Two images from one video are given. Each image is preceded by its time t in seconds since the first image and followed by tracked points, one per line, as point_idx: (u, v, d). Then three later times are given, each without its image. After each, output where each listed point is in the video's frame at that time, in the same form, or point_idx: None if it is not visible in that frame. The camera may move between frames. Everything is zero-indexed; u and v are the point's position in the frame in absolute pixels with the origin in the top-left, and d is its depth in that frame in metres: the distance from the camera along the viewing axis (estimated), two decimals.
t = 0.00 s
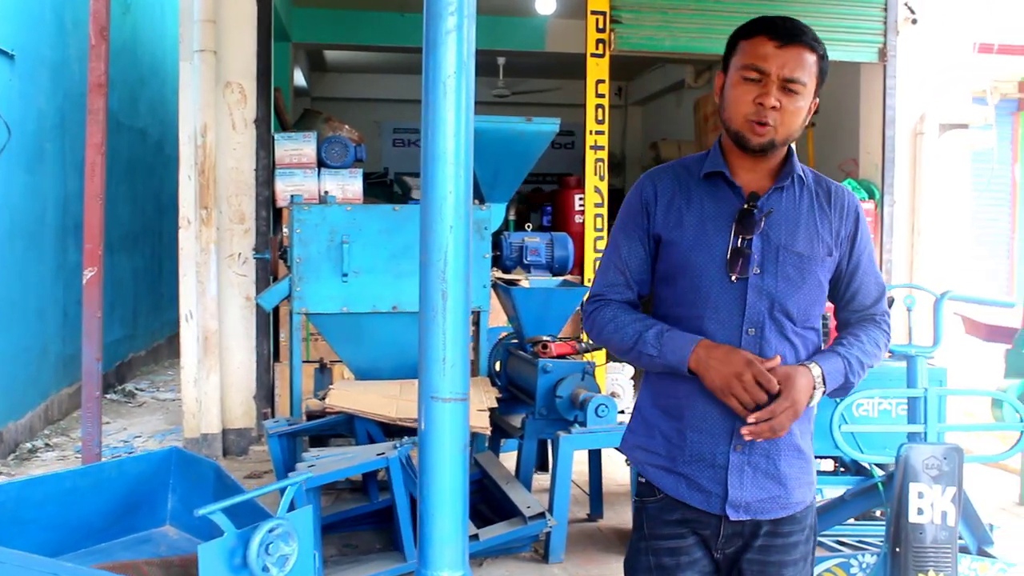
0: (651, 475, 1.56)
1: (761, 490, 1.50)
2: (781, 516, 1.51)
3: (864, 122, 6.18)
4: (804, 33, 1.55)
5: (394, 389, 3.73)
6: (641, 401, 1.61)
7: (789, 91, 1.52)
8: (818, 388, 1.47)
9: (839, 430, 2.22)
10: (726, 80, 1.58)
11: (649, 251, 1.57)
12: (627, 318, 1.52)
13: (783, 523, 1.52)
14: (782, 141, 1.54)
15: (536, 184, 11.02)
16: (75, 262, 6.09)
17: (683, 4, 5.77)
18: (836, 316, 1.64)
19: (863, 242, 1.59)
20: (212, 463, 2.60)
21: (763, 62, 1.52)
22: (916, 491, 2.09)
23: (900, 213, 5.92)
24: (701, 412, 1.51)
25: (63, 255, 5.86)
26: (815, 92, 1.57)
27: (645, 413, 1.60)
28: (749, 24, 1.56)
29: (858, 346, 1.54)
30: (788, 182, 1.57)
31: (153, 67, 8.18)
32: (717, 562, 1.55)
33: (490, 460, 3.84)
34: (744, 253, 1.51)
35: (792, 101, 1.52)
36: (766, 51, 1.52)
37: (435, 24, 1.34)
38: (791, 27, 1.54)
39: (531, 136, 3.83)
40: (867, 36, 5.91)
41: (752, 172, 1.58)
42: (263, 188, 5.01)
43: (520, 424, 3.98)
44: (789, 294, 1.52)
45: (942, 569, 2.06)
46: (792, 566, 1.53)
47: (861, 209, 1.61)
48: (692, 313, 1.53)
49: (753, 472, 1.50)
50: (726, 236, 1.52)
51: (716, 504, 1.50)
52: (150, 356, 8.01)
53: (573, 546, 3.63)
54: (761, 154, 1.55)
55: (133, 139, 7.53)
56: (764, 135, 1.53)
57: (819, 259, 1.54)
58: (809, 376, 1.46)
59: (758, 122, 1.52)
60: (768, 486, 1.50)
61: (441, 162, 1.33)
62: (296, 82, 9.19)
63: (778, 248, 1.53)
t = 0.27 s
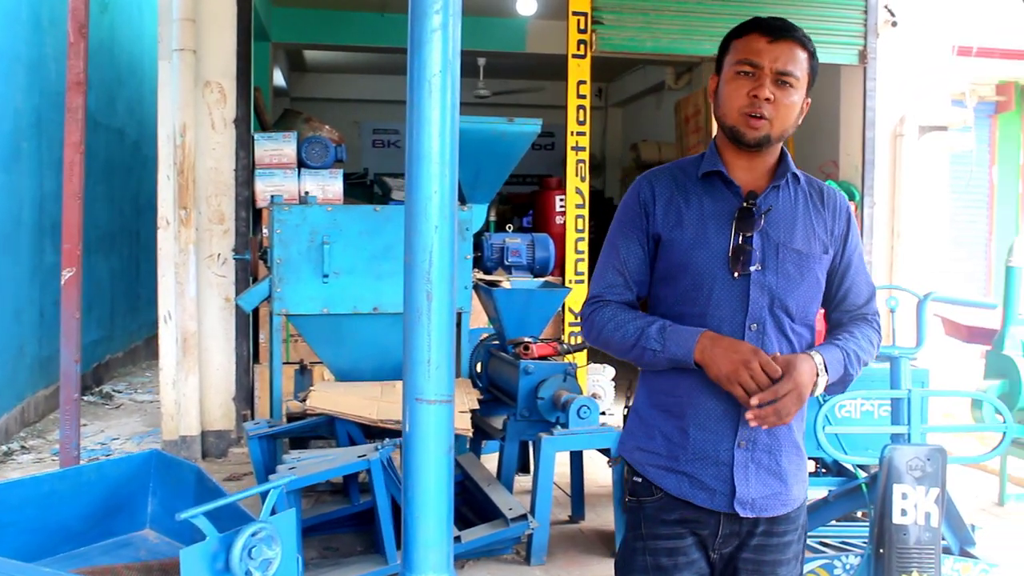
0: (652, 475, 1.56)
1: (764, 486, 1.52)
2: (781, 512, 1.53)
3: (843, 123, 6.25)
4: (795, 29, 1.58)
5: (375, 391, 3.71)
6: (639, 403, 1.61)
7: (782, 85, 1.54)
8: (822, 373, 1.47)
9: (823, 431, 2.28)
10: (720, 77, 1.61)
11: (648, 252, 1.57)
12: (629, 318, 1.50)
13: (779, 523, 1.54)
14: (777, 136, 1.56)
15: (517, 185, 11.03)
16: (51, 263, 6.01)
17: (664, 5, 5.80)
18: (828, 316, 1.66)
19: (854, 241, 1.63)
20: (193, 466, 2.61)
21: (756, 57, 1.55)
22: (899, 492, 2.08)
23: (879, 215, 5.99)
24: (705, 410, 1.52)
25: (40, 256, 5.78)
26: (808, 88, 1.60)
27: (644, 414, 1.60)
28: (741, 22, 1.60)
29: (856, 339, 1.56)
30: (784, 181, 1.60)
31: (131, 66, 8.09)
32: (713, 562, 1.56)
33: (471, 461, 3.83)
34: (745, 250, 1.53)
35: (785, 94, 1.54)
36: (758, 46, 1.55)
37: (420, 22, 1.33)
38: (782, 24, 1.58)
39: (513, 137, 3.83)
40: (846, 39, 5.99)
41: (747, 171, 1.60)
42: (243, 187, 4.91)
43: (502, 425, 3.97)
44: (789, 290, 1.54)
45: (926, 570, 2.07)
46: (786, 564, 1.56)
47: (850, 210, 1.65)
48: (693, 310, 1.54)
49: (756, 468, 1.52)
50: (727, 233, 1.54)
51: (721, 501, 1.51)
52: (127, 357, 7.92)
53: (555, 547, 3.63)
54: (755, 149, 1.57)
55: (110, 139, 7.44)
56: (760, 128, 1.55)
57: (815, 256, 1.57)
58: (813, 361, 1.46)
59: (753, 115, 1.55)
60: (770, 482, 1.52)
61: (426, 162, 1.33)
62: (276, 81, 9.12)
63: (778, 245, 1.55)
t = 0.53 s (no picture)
0: (642, 473, 1.56)
1: (753, 485, 1.51)
2: (772, 511, 1.52)
3: (828, 123, 6.28)
4: (778, 28, 1.59)
5: (361, 392, 3.69)
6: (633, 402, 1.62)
7: (766, 82, 1.55)
8: (807, 370, 1.46)
9: (811, 429, 2.32)
10: (705, 79, 1.62)
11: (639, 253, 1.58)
12: (620, 319, 1.51)
13: (769, 523, 1.53)
14: (764, 133, 1.56)
15: (503, 185, 11.02)
16: (34, 266, 5.94)
17: (650, 6, 5.81)
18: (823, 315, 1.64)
19: (847, 238, 1.61)
20: (182, 469, 2.62)
21: (739, 56, 1.56)
22: (887, 491, 2.08)
23: (864, 215, 6.03)
24: (692, 407, 1.52)
25: (22, 258, 5.72)
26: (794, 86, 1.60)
27: (637, 413, 1.60)
28: (724, 23, 1.61)
29: (846, 337, 1.54)
30: (774, 179, 1.59)
31: (113, 67, 8.02)
32: (703, 561, 1.55)
33: (458, 463, 3.82)
34: (733, 248, 1.52)
35: (770, 91, 1.55)
36: (741, 46, 1.56)
37: (408, 20, 1.32)
38: (765, 23, 1.59)
39: (499, 137, 3.81)
40: (830, 39, 6.02)
41: (738, 169, 1.61)
42: (227, 189, 4.91)
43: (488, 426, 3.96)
44: (778, 287, 1.53)
45: (914, 569, 2.08)
46: (777, 564, 1.54)
47: (844, 207, 1.63)
48: (683, 309, 1.54)
49: (746, 467, 1.51)
50: (716, 232, 1.54)
51: (709, 500, 1.50)
52: (111, 360, 7.85)
53: (543, 548, 3.62)
54: (743, 147, 1.58)
55: (93, 140, 7.37)
56: (745, 125, 1.55)
57: (806, 253, 1.55)
58: (797, 358, 1.47)
59: (738, 113, 1.55)
60: (760, 480, 1.51)
61: (414, 162, 1.32)
62: (260, 82, 9.07)
63: (767, 242, 1.54)
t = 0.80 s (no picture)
0: (632, 474, 1.56)
1: (742, 485, 1.50)
2: (762, 511, 1.50)
3: (815, 124, 6.32)
4: (757, 25, 1.57)
5: (350, 392, 3.67)
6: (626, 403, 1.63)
7: (747, 81, 1.53)
8: (785, 369, 1.44)
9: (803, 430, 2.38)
10: (687, 80, 1.61)
11: (629, 258, 1.60)
12: (607, 323, 1.54)
13: (759, 525, 1.51)
14: (749, 131, 1.55)
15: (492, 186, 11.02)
16: (20, 266, 5.89)
17: (638, 6, 5.82)
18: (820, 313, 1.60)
19: (841, 232, 1.56)
20: (170, 469, 2.60)
21: (718, 57, 1.54)
22: (877, 490, 2.10)
23: (851, 215, 6.06)
24: (678, 407, 1.53)
25: (7, 258, 5.66)
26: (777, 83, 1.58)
27: (628, 414, 1.61)
28: (702, 24, 1.60)
29: (836, 335, 1.49)
30: (761, 177, 1.58)
31: (99, 65, 7.95)
32: (691, 560, 1.55)
33: (447, 464, 3.81)
34: (715, 249, 1.52)
35: (751, 90, 1.53)
36: (719, 46, 1.55)
37: (398, 21, 1.31)
38: (744, 21, 1.57)
39: (488, 137, 3.80)
40: (817, 40, 6.05)
41: (725, 170, 1.60)
42: (214, 189, 4.88)
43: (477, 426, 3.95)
44: (762, 287, 1.51)
45: (903, 569, 2.08)
46: (767, 567, 1.52)
47: (839, 201, 1.58)
48: (670, 311, 1.55)
49: (733, 467, 1.50)
50: (700, 233, 1.54)
51: (697, 500, 1.50)
52: (97, 361, 7.79)
53: (533, 549, 3.62)
54: (729, 147, 1.57)
55: (79, 140, 7.31)
56: (729, 125, 1.54)
57: (792, 251, 1.52)
58: (773, 357, 1.44)
59: (721, 114, 1.54)
60: (749, 481, 1.50)
61: (406, 161, 1.31)
62: (247, 82, 9.02)
63: (751, 241, 1.53)
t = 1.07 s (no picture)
0: (634, 470, 1.57)
1: (742, 480, 1.49)
2: (764, 507, 1.50)
3: (817, 119, 6.31)
4: (740, 15, 1.57)
5: (352, 388, 3.66)
6: (628, 399, 1.63)
7: (735, 70, 1.53)
8: (783, 359, 1.44)
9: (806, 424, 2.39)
10: (676, 75, 1.60)
11: (627, 255, 1.62)
12: (604, 321, 1.56)
13: (759, 522, 1.50)
14: (742, 121, 1.54)
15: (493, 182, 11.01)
16: (21, 263, 5.89)
17: (640, 2, 5.81)
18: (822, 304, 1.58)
19: (840, 222, 1.54)
20: (174, 464, 2.60)
21: (704, 49, 1.54)
22: (880, 485, 2.10)
23: (853, 211, 6.05)
24: (676, 404, 1.54)
25: (9, 255, 5.66)
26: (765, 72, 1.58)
27: (631, 412, 1.62)
28: (686, 18, 1.60)
29: (836, 326, 1.48)
30: (756, 170, 1.57)
31: (99, 62, 7.95)
32: (692, 558, 1.55)
33: (450, 460, 3.81)
34: (711, 243, 1.52)
35: (741, 80, 1.53)
36: (704, 38, 1.54)
37: (402, 15, 1.31)
38: (727, 12, 1.57)
39: (490, 133, 3.79)
40: (819, 35, 6.04)
41: (720, 164, 1.60)
42: (217, 185, 4.81)
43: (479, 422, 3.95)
44: (760, 280, 1.51)
45: (906, 563, 2.09)
46: (768, 565, 1.50)
47: (838, 191, 1.56)
48: (668, 307, 1.55)
49: (734, 463, 1.50)
50: (696, 227, 1.54)
51: (697, 496, 1.50)
52: (99, 357, 7.80)
53: (536, 544, 3.62)
54: (723, 139, 1.56)
55: (79, 137, 7.31)
56: (722, 116, 1.53)
57: (790, 243, 1.52)
58: (770, 347, 1.44)
59: (712, 106, 1.53)
60: (751, 476, 1.49)
61: (410, 157, 1.31)
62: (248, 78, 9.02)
63: (748, 234, 1.53)
